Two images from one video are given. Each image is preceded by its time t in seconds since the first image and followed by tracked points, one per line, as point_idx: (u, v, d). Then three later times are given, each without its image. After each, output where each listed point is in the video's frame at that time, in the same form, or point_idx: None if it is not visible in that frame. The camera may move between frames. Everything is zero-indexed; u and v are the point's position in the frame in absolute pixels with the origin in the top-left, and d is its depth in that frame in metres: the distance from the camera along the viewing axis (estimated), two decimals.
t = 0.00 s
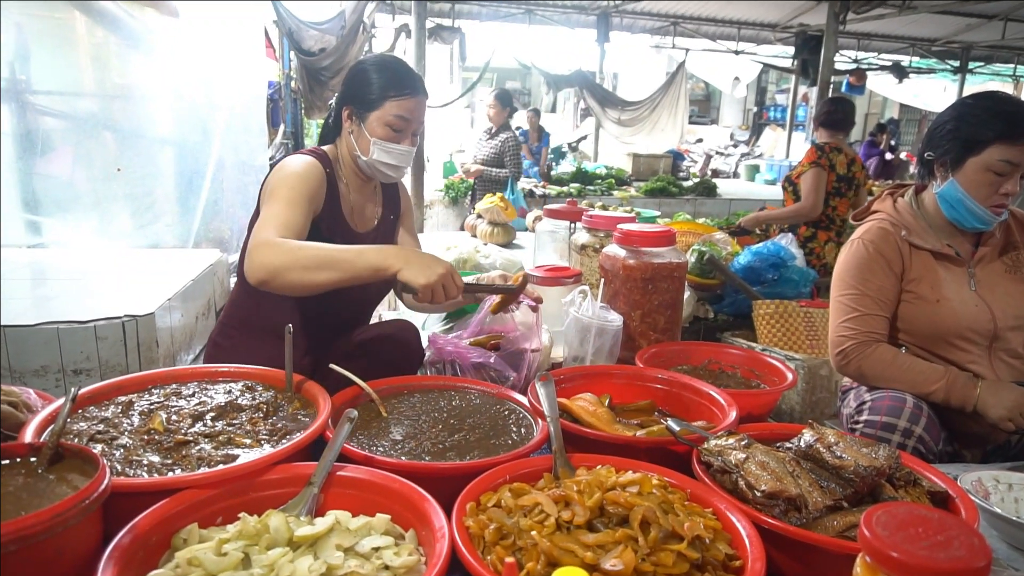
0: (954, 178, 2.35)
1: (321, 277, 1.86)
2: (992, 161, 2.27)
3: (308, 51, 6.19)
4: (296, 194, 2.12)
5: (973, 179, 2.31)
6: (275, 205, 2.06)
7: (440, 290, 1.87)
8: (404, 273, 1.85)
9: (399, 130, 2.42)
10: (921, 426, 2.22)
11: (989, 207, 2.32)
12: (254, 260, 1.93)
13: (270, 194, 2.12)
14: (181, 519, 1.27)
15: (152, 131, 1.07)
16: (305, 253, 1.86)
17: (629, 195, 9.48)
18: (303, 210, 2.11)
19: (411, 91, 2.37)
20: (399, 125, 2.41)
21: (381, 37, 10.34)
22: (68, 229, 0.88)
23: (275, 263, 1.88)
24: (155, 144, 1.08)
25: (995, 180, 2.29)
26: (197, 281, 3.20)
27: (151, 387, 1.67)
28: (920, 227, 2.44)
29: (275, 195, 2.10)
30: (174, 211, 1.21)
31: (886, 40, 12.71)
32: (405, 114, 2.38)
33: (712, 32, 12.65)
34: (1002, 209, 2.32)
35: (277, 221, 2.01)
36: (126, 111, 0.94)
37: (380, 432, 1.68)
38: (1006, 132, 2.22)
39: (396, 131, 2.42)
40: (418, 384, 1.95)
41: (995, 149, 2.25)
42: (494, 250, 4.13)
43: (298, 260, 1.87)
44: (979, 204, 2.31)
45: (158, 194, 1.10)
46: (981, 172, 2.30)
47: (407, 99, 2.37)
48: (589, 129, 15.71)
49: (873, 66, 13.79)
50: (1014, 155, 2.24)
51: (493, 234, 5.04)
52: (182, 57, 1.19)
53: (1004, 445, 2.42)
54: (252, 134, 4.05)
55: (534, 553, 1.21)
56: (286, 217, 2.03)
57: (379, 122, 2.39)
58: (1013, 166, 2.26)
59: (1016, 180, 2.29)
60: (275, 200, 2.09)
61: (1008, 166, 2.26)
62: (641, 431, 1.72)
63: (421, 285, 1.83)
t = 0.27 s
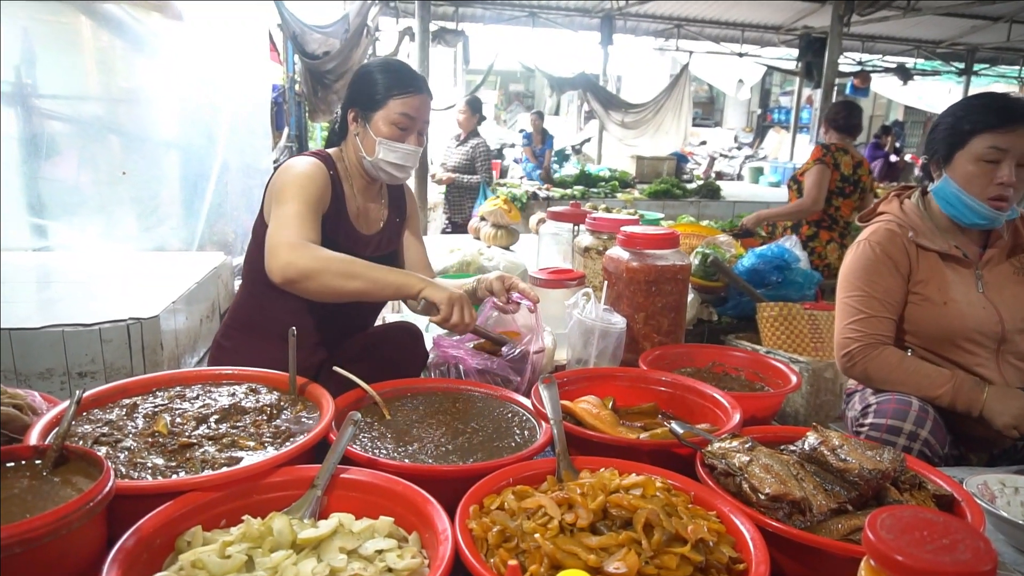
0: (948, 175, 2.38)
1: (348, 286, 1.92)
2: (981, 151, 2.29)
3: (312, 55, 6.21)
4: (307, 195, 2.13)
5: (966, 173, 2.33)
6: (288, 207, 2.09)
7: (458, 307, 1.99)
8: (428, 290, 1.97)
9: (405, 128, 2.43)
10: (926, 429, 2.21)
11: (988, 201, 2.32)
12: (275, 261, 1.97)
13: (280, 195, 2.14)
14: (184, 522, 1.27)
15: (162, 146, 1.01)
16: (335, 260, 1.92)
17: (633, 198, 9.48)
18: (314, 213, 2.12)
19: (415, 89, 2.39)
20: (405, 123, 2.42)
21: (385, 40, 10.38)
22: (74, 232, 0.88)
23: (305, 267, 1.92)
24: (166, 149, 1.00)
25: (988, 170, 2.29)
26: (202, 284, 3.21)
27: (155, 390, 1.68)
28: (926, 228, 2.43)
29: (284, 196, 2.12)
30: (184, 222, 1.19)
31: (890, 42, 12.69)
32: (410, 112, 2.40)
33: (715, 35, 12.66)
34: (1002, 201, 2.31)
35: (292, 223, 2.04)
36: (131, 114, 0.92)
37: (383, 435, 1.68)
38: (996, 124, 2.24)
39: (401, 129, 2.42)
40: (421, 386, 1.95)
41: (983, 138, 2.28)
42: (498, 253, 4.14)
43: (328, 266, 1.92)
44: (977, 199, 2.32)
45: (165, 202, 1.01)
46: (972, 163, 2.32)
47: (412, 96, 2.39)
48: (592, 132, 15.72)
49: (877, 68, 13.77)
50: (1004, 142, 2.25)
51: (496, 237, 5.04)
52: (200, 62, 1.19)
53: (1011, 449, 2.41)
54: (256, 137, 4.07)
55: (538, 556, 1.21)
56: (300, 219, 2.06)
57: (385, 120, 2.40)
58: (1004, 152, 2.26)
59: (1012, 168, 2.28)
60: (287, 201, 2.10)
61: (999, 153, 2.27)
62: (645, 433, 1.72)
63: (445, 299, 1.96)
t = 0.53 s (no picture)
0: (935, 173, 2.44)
1: (374, 280, 1.89)
2: (951, 145, 2.37)
3: (316, 57, 6.22)
4: (332, 200, 2.13)
5: (947, 168, 2.38)
6: (314, 212, 2.08)
7: (490, 288, 1.90)
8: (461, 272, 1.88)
9: (425, 128, 2.43)
10: (930, 430, 2.20)
11: (974, 195, 2.33)
12: (306, 265, 1.97)
13: (303, 201, 2.14)
14: (188, 524, 1.27)
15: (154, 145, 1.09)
16: (360, 257, 1.88)
17: (636, 199, 9.48)
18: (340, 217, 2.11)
19: (434, 91, 2.42)
20: (426, 124, 2.42)
21: (388, 43, 10.40)
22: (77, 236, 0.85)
23: (329, 267, 1.92)
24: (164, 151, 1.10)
25: (965, 162, 2.34)
26: (206, 286, 3.22)
27: (160, 392, 1.69)
28: (932, 229, 2.42)
29: (309, 202, 2.12)
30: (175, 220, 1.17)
31: (894, 42, 12.66)
32: (430, 113, 2.41)
33: (718, 36, 12.65)
34: (989, 192, 2.31)
35: (321, 229, 2.03)
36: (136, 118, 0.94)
37: (387, 437, 1.68)
38: (961, 116, 2.34)
39: (422, 129, 2.43)
40: (425, 388, 1.96)
41: (953, 133, 2.36)
42: (501, 254, 4.14)
43: (353, 266, 1.89)
44: (960, 194, 2.35)
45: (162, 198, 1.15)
46: (949, 157, 2.38)
47: (431, 98, 2.41)
48: (595, 133, 15.73)
49: (881, 68, 13.74)
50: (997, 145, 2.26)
51: (500, 238, 5.04)
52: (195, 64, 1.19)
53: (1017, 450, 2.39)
54: (260, 140, 4.08)
55: (541, 557, 1.21)
56: (328, 224, 2.05)
57: (404, 121, 2.41)
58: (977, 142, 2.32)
59: (988, 158, 2.31)
60: (314, 207, 2.10)
61: (969, 145, 2.33)
62: (648, 435, 1.72)
63: (473, 284, 1.87)
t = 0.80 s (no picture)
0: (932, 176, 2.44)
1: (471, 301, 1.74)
2: (946, 148, 2.37)
3: (320, 57, 6.23)
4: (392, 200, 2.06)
5: (943, 170, 2.38)
6: (387, 215, 1.99)
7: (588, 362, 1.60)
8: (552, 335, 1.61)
9: (447, 135, 2.42)
10: (934, 429, 2.20)
11: (969, 195, 2.33)
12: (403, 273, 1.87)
13: (365, 205, 2.05)
14: (193, 522, 1.28)
15: (138, 136, 1.13)
16: (462, 274, 1.76)
17: (640, 198, 9.47)
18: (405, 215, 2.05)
19: (453, 97, 2.42)
20: (447, 129, 2.42)
21: (392, 42, 10.41)
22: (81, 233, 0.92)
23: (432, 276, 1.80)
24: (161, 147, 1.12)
25: (959, 163, 2.34)
26: (210, 285, 3.23)
27: (165, 390, 1.69)
28: (934, 230, 2.42)
29: (377, 205, 2.03)
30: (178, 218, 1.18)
31: (900, 41, 12.62)
32: (451, 118, 2.41)
33: (723, 35, 12.63)
34: (986, 192, 2.30)
35: (406, 230, 1.93)
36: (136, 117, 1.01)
37: (391, 436, 1.68)
38: (955, 119, 2.33)
39: (445, 135, 2.42)
40: (429, 387, 1.96)
41: (948, 135, 2.36)
42: (505, 254, 4.14)
43: (454, 281, 1.76)
44: (956, 195, 2.35)
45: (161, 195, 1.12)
46: (944, 159, 2.38)
47: (452, 103, 2.41)
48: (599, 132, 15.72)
49: (886, 68, 13.69)
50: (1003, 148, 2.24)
51: (503, 238, 5.04)
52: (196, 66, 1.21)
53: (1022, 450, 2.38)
54: (264, 139, 4.09)
55: (545, 556, 1.21)
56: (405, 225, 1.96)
57: (426, 128, 2.40)
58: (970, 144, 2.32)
59: (983, 159, 2.30)
60: (383, 209, 2.01)
61: (964, 147, 2.33)
62: (652, 434, 1.72)
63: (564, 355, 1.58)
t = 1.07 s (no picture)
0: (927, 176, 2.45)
1: (534, 314, 1.84)
2: (940, 149, 2.38)
3: (319, 54, 6.23)
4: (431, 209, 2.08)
5: (936, 170, 2.39)
6: (433, 223, 2.01)
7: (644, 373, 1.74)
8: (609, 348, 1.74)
9: (457, 137, 2.43)
10: (931, 426, 2.20)
11: (962, 194, 2.34)
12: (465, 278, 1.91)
13: (406, 213, 2.05)
14: (190, 520, 1.28)
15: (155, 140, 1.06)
16: (522, 289, 1.85)
17: (638, 195, 9.46)
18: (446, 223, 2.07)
19: (463, 98, 2.41)
20: (457, 132, 2.42)
21: (391, 39, 10.39)
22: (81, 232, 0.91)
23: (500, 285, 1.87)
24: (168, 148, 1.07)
25: (952, 164, 2.35)
26: (208, 282, 3.22)
27: (163, 388, 1.69)
28: (931, 228, 2.41)
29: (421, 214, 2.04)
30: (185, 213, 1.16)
31: (898, 39, 12.61)
32: (461, 121, 2.41)
33: (721, 32, 12.61)
34: (980, 191, 2.30)
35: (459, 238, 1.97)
36: (138, 115, 0.96)
37: (389, 433, 1.68)
38: (948, 119, 2.34)
39: (455, 138, 2.43)
40: (428, 384, 1.96)
41: (941, 136, 2.37)
42: (503, 251, 4.14)
43: (523, 294, 1.85)
44: (951, 195, 2.36)
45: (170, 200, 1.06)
46: (937, 160, 2.39)
47: (462, 106, 2.41)
48: (598, 130, 15.70)
49: (885, 65, 13.68)
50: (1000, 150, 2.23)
51: (502, 235, 5.03)
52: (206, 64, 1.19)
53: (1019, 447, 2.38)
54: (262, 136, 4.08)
55: (542, 553, 1.21)
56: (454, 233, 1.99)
57: (437, 131, 2.40)
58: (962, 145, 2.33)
59: (977, 159, 2.31)
60: (426, 218, 2.03)
61: (958, 147, 2.34)
62: (650, 431, 1.72)
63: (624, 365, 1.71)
